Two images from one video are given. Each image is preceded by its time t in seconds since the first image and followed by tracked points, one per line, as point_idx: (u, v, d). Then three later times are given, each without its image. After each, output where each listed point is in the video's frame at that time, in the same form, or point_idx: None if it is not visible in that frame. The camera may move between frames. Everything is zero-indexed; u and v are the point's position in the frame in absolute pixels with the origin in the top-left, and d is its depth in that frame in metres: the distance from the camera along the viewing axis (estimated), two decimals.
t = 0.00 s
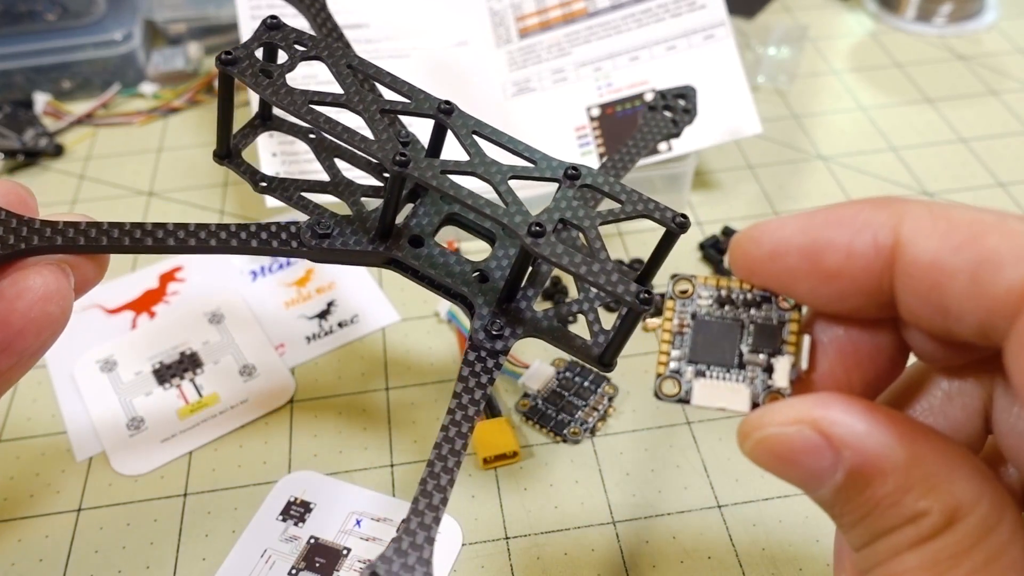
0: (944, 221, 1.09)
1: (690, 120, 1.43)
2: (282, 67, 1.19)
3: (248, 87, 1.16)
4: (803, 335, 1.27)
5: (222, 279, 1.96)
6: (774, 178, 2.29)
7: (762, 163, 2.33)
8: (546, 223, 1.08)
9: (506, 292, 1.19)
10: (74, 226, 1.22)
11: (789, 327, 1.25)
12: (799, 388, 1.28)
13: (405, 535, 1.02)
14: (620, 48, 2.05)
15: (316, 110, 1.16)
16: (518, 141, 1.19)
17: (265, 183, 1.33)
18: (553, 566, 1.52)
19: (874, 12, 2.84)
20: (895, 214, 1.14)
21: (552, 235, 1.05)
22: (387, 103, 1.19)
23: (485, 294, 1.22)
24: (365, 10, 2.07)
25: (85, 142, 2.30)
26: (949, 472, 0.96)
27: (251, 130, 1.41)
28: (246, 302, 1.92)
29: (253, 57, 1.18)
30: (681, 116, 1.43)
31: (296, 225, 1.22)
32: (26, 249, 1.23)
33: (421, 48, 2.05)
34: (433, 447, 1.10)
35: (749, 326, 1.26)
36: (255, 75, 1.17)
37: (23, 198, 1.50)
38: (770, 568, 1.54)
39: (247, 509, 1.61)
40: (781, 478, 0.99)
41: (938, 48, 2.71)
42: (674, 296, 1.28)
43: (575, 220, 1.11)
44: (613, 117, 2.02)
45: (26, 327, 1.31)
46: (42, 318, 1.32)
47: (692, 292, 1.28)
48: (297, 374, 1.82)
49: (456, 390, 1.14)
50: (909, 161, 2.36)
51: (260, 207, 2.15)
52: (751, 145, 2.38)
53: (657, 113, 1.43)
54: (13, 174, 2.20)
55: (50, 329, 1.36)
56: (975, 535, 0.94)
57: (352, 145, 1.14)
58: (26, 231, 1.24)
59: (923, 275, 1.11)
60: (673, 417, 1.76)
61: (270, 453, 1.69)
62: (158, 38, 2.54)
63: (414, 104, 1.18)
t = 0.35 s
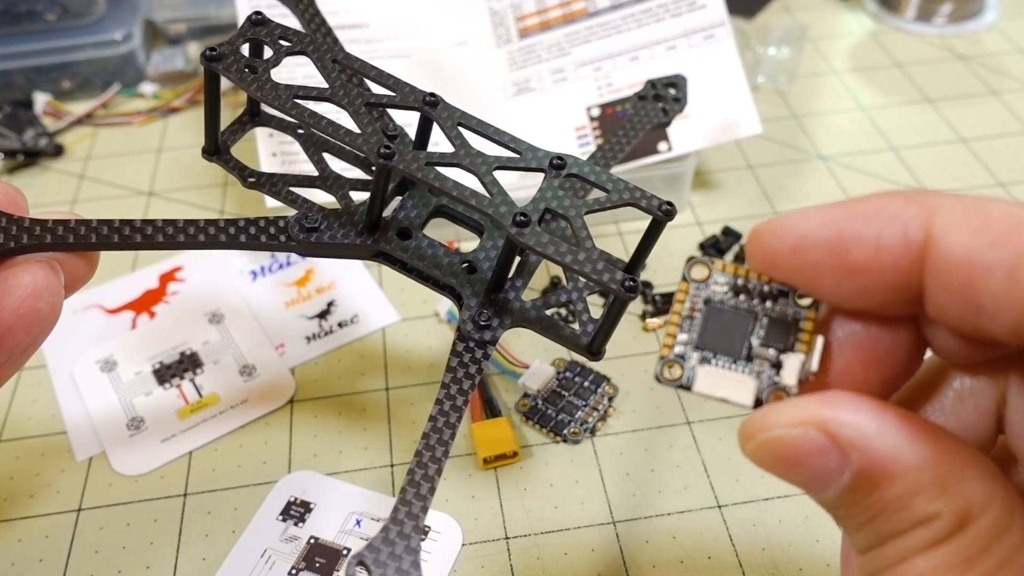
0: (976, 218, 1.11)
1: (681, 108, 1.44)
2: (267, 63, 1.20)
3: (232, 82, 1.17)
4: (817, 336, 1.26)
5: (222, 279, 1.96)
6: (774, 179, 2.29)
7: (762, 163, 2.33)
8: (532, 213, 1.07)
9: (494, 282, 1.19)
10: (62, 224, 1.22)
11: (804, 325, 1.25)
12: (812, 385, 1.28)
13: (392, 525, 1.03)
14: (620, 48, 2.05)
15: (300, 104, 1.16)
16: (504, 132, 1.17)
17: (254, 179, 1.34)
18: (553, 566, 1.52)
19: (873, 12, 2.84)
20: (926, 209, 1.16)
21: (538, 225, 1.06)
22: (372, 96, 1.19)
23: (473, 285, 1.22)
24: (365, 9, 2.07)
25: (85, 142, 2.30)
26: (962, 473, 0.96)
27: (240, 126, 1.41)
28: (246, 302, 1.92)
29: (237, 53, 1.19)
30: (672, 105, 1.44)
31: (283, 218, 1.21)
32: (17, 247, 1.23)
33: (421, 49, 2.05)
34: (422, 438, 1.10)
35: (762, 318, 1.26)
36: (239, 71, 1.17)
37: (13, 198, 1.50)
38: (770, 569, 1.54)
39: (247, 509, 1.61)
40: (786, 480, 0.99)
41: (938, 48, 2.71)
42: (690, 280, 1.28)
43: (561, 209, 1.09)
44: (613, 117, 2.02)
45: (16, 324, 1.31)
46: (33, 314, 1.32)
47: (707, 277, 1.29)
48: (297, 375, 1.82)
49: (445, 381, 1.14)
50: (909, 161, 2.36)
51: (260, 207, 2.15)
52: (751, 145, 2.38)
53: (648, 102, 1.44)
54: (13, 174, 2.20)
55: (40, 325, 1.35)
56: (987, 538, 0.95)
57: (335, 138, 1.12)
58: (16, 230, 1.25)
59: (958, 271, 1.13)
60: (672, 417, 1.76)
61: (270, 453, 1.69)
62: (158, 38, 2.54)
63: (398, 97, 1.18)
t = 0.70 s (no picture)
0: (1021, 211, 1.14)
1: (707, 61, 1.30)
2: (245, 32, 1.19)
3: (207, 54, 1.16)
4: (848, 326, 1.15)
5: (224, 279, 1.96)
6: (774, 178, 2.29)
7: (762, 163, 2.33)
8: (529, 190, 1.05)
9: (491, 264, 1.18)
10: (40, 211, 1.22)
11: (833, 314, 1.13)
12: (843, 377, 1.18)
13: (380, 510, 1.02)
14: (620, 48, 2.05)
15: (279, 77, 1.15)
16: (501, 101, 1.15)
17: (240, 155, 1.32)
18: (553, 566, 1.53)
19: (873, 12, 2.84)
20: (974, 201, 1.17)
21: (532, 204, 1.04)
22: (354, 65, 1.18)
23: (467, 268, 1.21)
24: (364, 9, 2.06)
25: (85, 142, 2.30)
26: (1000, 476, 0.95)
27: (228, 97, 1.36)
28: (245, 302, 1.92)
29: (214, 24, 1.18)
30: (698, 59, 1.30)
31: (270, 200, 1.24)
32: None
33: (420, 48, 2.05)
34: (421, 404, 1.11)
35: (791, 306, 1.13)
36: (216, 41, 1.16)
37: None
38: (771, 569, 1.54)
39: (247, 509, 1.61)
40: (814, 475, 0.99)
41: (937, 48, 2.71)
42: (712, 261, 1.14)
43: (561, 185, 1.06)
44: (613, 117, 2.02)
45: None
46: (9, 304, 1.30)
47: (734, 261, 1.14)
48: (297, 375, 1.82)
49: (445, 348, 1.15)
50: (909, 161, 2.36)
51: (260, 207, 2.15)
52: (751, 144, 2.38)
53: (670, 57, 1.31)
54: (13, 174, 2.20)
55: (18, 315, 1.35)
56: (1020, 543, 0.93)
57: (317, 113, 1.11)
58: None
59: (1005, 266, 1.14)
60: (672, 417, 1.76)
61: (270, 454, 1.69)
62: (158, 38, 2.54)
63: (385, 65, 1.16)
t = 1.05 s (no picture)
0: (997, 215, 1.14)
1: (719, 93, 1.42)
2: (274, 73, 1.12)
3: (236, 93, 1.09)
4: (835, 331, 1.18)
5: (224, 280, 1.96)
6: (774, 178, 2.29)
7: (762, 163, 2.33)
8: (534, 266, 1.10)
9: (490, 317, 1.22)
10: (63, 229, 1.18)
11: (819, 321, 1.16)
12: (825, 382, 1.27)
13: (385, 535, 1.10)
14: (620, 48, 2.05)
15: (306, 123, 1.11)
16: (516, 163, 1.16)
17: (259, 172, 1.34)
18: (553, 566, 1.53)
19: (873, 12, 2.84)
20: (949, 206, 1.18)
21: (537, 282, 1.09)
22: (382, 117, 1.13)
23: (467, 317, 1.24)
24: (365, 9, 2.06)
25: (85, 142, 2.31)
26: (979, 474, 0.96)
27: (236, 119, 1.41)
28: (246, 303, 1.92)
29: (244, 60, 1.11)
30: (710, 89, 1.42)
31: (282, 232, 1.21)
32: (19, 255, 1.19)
33: (421, 48, 2.05)
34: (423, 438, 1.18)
35: (779, 313, 1.16)
36: (245, 80, 1.10)
37: (12, 200, 1.48)
38: (770, 568, 1.54)
39: (247, 509, 1.61)
40: (802, 475, 1.00)
41: (937, 48, 2.72)
42: (704, 272, 1.18)
43: (564, 262, 1.12)
44: (613, 117, 2.02)
45: (7, 320, 1.25)
46: (23, 312, 1.24)
47: (725, 269, 1.18)
48: (297, 374, 1.83)
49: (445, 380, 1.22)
50: (909, 161, 2.36)
51: (260, 207, 2.16)
52: (751, 144, 2.38)
53: (684, 85, 1.42)
54: (13, 174, 2.20)
55: (32, 324, 1.30)
56: (1005, 537, 0.94)
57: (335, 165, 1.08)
58: (17, 237, 1.19)
59: (979, 268, 1.14)
60: (673, 417, 1.76)
61: (270, 454, 1.69)
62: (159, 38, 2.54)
63: (410, 116, 1.13)
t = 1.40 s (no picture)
0: (1000, 212, 1.13)
1: (711, 97, 1.45)
2: (273, 70, 1.13)
3: (236, 90, 1.10)
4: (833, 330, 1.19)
5: (224, 279, 1.96)
6: (774, 178, 2.29)
7: (762, 163, 2.33)
8: (535, 257, 1.10)
9: (493, 312, 1.22)
10: (62, 229, 1.20)
11: (817, 319, 1.18)
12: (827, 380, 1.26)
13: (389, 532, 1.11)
14: (620, 48, 2.05)
15: (307, 119, 1.12)
16: (515, 156, 1.17)
17: (258, 173, 1.33)
18: (553, 566, 1.53)
19: (873, 12, 2.84)
20: (949, 203, 1.18)
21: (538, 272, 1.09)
22: (381, 112, 1.14)
23: (469, 312, 1.24)
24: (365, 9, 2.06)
25: (85, 142, 2.31)
26: (974, 474, 0.96)
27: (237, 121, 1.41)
28: (246, 303, 1.92)
29: (244, 58, 1.12)
30: (703, 94, 1.45)
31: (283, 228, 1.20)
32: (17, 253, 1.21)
33: (421, 48, 2.05)
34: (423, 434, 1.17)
35: (778, 310, 1.18)
36: (244, 78, 1.11)
37: (11, 198, 1.47)
38: (770, 568, 1.54)
39: (247, 509, 1.61)
40: (796, 476, 1.00)
41: (937, 48, 2.72)
42: (705, 266, 1.19)
43: (565, 253, 1.12)
44: (613, 117, 2.02)
45: (5, 320, 1.25)
46: (22, 311, 1.24)
47: (726, 265, 1.19)
48: (297, 374, 1.83)
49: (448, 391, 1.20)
50: (909, 161, 2.36)
51: (260, 207, 2.16)
52: (751, 145, 2.38)
53: (678, 90, 1.43)
54: (13, 174, 2.20)
55: (31, 322, 1.30)
56: (1001, 538, 0.94)
57: (338, 160, 1.10)
58: (16, 235, 1.22)
59: (983, 267, 1.13)
60: (673, 417, 1.76)
61: (270, 454, 1.69)
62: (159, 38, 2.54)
63: (409, 111, 1.14)
